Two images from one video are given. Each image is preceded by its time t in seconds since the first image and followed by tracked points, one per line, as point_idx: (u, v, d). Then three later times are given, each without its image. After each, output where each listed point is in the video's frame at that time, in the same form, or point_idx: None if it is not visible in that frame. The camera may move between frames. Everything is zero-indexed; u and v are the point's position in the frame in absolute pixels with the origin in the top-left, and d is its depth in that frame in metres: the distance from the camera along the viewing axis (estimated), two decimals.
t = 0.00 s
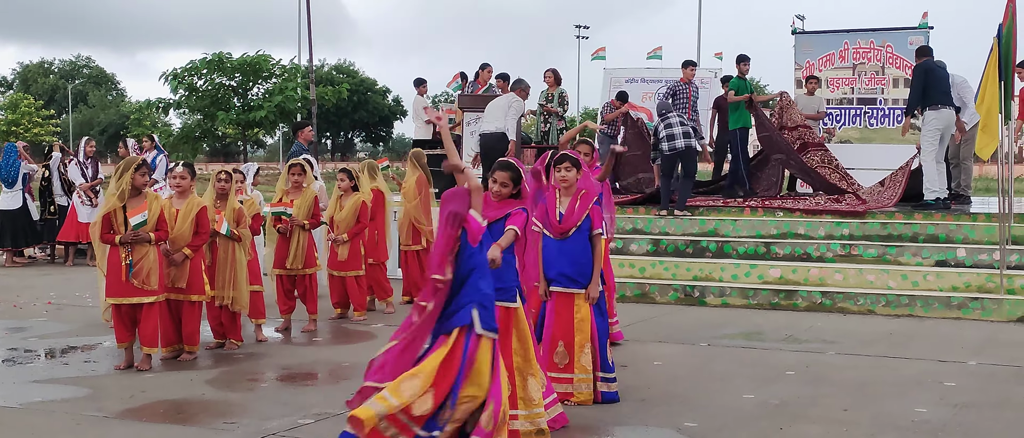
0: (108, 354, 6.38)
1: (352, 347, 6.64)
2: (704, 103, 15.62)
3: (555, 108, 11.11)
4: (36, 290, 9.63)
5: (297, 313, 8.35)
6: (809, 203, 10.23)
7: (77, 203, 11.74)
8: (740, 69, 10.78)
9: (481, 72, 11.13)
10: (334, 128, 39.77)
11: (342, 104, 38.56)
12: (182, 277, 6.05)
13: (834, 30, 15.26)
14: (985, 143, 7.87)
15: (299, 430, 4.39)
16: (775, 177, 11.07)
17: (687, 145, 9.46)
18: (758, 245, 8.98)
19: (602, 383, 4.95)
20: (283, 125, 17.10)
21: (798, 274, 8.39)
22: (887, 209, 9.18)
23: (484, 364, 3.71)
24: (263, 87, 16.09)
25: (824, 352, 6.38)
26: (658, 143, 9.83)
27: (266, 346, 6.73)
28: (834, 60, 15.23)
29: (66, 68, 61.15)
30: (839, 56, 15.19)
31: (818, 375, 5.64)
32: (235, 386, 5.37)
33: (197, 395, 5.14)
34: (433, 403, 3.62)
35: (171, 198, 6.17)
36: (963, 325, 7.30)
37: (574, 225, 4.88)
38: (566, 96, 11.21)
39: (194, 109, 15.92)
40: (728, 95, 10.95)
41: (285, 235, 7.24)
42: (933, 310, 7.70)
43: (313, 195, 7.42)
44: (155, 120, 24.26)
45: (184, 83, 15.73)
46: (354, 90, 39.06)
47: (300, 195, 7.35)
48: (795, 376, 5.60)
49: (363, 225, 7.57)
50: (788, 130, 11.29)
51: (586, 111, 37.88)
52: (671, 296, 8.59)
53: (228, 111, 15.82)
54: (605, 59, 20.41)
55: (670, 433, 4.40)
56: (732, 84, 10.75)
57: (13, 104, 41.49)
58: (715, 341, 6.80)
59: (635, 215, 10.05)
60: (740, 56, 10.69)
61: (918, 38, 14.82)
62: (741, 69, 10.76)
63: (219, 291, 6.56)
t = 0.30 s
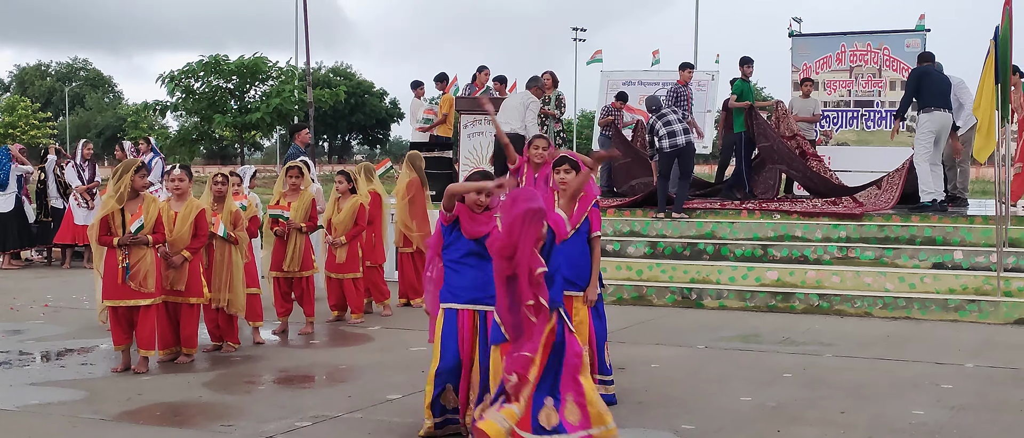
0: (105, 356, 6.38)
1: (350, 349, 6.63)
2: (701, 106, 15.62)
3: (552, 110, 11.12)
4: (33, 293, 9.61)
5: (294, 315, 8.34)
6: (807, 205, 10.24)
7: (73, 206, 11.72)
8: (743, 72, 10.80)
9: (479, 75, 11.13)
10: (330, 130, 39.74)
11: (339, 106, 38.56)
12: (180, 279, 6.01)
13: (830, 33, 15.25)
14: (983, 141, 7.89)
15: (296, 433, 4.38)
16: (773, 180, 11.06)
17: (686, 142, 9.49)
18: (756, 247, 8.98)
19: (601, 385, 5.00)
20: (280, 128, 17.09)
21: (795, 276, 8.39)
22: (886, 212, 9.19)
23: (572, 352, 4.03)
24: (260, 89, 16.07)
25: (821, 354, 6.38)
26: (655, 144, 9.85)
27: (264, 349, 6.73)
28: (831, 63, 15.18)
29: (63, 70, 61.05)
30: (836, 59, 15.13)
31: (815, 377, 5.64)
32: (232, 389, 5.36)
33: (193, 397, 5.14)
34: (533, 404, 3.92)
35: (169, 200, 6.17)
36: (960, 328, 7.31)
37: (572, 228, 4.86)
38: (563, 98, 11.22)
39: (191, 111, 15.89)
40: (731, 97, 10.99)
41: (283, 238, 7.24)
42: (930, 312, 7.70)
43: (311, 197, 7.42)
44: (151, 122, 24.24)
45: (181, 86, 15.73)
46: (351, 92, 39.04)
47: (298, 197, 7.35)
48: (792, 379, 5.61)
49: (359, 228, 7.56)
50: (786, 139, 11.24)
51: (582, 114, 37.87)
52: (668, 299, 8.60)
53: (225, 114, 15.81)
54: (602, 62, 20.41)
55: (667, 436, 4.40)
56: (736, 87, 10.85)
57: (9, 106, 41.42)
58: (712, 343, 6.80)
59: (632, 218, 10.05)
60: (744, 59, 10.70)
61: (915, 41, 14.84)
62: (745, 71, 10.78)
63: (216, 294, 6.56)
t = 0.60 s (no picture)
0: (102, 357, 6.37)
1: (347, 349, 6.62)
2: (699, 107, 15.62)
3: (550, 110, 11.13)
4: (29, 293, 9.60)
5: (291, 315, 8.33)
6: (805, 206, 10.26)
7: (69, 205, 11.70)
8: (748, 72, 10.81)
9: (477, 75, 11.13)
10: (328, 130, 39.74)
11: (337, 106, 38.57)
12: (178, 279, 6.02)
13: (828, 33, 15.26)
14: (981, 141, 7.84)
15: (293, 433, 4.37)
16: (770, 181, 11.05)
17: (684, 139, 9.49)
18: (753, 247, 8.98)
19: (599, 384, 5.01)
20: (277, 128, 17.07)
21: (793, 276, 8.40)
22: (883, 212, 9.21)
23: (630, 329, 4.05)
24: (257, 89, 16.05)
25: (818, 354, 6.39)
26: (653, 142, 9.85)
27: (260, 349, 6.72)
28: (829, 63, 15.19)
29: (61, 70, 60.95)
30: (834, 59, 15.17)
31: (813, 377, 5.64)
32: (229, 389, 5.36)
33: (191, 398, 5.13)
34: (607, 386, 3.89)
35: (166, 200, 6.16)
36: (957, 328, 7.32)
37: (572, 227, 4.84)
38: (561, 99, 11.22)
39: (189, 111, 15.86)
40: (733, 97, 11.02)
41: (280, 238, 7.23)
42: (927, 312, 7.71)
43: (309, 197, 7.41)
44: (149, 122, 24.24)
45: (179, 86, 15.71)
46: (349, 92, 39.03)
47: (296, 197, 7.35)
48: (790, 379, 5.61)
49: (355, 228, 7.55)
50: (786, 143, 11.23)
51: (580, 114, 37.83)
52: (665, 299, 8.61)
53: (222, 114, 15.79)
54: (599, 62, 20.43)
55: (664, 436, 4.40)
56: (738, 86, 10.93)
57: (6, 106, 41.36)
58: (710, 343, 6.80)
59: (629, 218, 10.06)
60: (748, 59, 10.71)
61: (913, 41, 14.86)
62: (750, 71, 10.78)
63: (212, 294, 6.55)
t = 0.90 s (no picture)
0: (101, 358, 6.37)
1: (346, 350, 6.62)
2: (698, 107, 15.62)
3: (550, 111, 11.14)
4: (28, 294, 9.60)
5: (290, 316, 8.33)
6: (803, 206, 10.27)
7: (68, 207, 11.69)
8: (754, 72, 10.81)
9: (476, 76, 11.12)
10: (327, 131, 39.74)
11: (336, 107, 38.58)
12: (177, 280, 6.02)
13: (828, 33, 15.25)
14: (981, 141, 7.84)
15: (292, 434, 4.38)
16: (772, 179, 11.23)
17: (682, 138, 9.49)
18: (752, 248, 8.99)
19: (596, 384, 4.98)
20: (276, 129, 17.06)
21: (792, 277, 8.40)
22: (882, 212, 9.24)
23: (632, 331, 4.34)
24: (256, 90, 16.05)
25: (818, 354, 6.39)
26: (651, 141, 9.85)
27: (259, 350, 6.72)
28: (828, 64, 15.20)
29: (60, 71, 60.92)
30: (832, 60, 15.18)
31: (812, 378, 5.64)
32: (228, 390, 5.35)
33: (190, 399, 5.13)
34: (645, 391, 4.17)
35: (166, 201, 6.16)
36: (957, 328, 7.32)
37: (571, 228, 4.87)
38: (560, 99, 11.23)
39: (187, 112, 15.86)
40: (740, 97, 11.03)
41: (279, 238, 7.24)
42: (926, 313, 7.71)
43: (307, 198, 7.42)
44: (148, 124, 24.26)
45: (177, 87, 15.70)
46: (348, 93, 39.03)
47: (294, 198, 7.35)
48: (789, 380, 5.61)
49: (354, 229, 7.56)
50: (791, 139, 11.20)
51: (579, 115, 37.85)
52: (664, 299, 8.61)
53: (221, 114, 15.79)
54: (599, 63, 20.44)
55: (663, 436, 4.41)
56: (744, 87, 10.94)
57: (6, 108, 41.34)
58: (709, 344, 6.80)
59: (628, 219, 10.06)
60: (756, 59, 10.70)
61: (911, 42, 14.87)
62: (756, 71, 10.78)
63: (211, 295, 6.55)
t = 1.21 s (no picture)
0: (100, 358, 6.36)
1: (344, 350, 6.62)
2: (697, 107, 15.62)
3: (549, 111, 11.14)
4: (27, 294, 9.59)
5: (289, 316, 8.32)
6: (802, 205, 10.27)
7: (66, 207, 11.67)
8: (765, 72, 10.80)
9: (475, 76, 11.12)
10: (326, 131, 39.72)
11: (335, 107, 38.55)
12: (176, 280, 6.00)
13: (826, 33, 15.20)
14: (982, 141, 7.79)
15: (291, 434, 4.38)
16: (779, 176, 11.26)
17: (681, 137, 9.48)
18: (751, 248, 9.00)
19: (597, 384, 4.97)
20: (275, 129, 17.05)
21: (791, 277, 8.41)
22: (881, 212, 9.25)
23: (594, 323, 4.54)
24: (255, 90, 16.05)
25: (817, 354, 6.39)
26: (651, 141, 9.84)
27: (258, 349, 6.72)
28: (826, 63, 15.18)
29: (58, 71, 60.82)
30: (831, 59, 15.14)
31: (811, 378, 5.64)
32: (227, 390, 5.35)
33: (189, 399, 5.13)
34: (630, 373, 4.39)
35: (164, 201, 6.16)
36: (955, 328, 7.32)
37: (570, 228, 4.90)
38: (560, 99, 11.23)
39: (186, 112, 15.85)
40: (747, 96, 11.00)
41: (278, 238, 7.22)
42: (925, 312, 7.70)
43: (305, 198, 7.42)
44: (146, 124, 24.25)
45: (176, 87, 15.69)
46: (347, 93, 39.01)
47: (293, 198, 7.35)
48: (788, 379, 5.61)
49: (355, 228, 7.55)
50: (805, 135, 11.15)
51: (578, 114, 37.87)
52: (663, 299, 8.61)
53: (220, 114, 15.77)
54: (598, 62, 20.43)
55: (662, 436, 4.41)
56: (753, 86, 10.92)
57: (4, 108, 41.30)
58: (708, 344, 6.80)
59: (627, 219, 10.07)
60: (766, 59, 10.71)
61: (910, 41, 14.87)
62: (767, 72, 10.78)
63: (210, 295, 6.54)
